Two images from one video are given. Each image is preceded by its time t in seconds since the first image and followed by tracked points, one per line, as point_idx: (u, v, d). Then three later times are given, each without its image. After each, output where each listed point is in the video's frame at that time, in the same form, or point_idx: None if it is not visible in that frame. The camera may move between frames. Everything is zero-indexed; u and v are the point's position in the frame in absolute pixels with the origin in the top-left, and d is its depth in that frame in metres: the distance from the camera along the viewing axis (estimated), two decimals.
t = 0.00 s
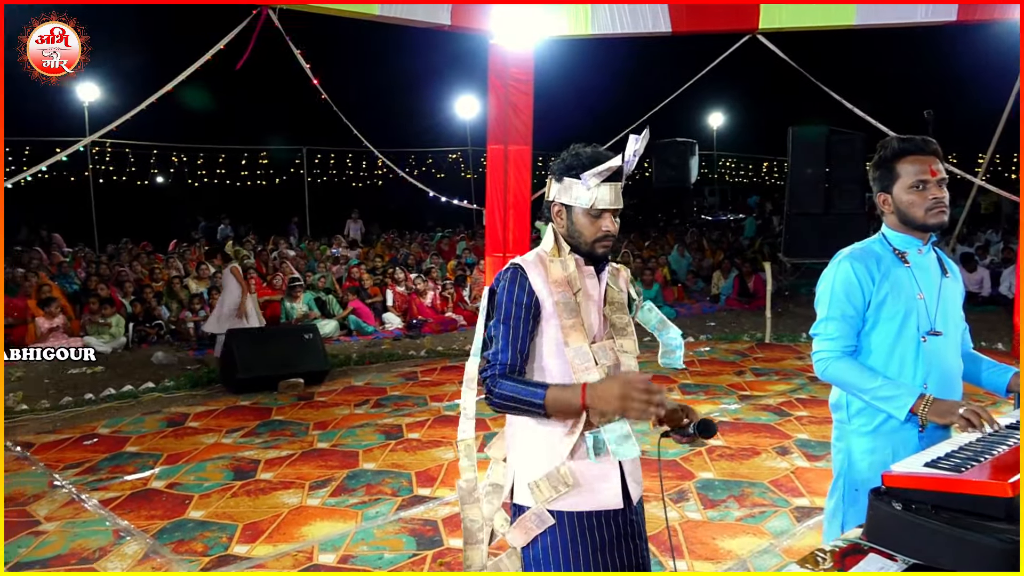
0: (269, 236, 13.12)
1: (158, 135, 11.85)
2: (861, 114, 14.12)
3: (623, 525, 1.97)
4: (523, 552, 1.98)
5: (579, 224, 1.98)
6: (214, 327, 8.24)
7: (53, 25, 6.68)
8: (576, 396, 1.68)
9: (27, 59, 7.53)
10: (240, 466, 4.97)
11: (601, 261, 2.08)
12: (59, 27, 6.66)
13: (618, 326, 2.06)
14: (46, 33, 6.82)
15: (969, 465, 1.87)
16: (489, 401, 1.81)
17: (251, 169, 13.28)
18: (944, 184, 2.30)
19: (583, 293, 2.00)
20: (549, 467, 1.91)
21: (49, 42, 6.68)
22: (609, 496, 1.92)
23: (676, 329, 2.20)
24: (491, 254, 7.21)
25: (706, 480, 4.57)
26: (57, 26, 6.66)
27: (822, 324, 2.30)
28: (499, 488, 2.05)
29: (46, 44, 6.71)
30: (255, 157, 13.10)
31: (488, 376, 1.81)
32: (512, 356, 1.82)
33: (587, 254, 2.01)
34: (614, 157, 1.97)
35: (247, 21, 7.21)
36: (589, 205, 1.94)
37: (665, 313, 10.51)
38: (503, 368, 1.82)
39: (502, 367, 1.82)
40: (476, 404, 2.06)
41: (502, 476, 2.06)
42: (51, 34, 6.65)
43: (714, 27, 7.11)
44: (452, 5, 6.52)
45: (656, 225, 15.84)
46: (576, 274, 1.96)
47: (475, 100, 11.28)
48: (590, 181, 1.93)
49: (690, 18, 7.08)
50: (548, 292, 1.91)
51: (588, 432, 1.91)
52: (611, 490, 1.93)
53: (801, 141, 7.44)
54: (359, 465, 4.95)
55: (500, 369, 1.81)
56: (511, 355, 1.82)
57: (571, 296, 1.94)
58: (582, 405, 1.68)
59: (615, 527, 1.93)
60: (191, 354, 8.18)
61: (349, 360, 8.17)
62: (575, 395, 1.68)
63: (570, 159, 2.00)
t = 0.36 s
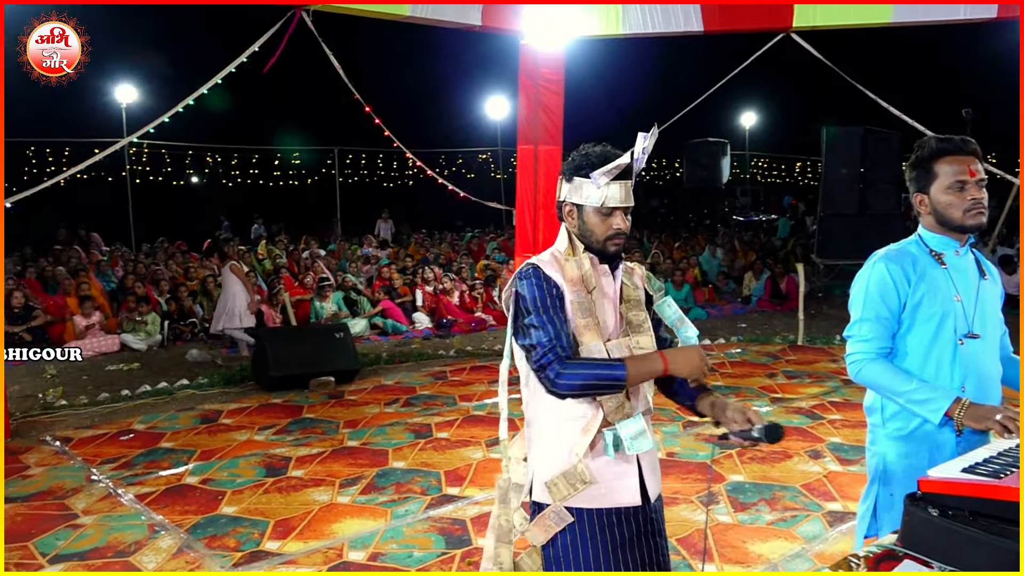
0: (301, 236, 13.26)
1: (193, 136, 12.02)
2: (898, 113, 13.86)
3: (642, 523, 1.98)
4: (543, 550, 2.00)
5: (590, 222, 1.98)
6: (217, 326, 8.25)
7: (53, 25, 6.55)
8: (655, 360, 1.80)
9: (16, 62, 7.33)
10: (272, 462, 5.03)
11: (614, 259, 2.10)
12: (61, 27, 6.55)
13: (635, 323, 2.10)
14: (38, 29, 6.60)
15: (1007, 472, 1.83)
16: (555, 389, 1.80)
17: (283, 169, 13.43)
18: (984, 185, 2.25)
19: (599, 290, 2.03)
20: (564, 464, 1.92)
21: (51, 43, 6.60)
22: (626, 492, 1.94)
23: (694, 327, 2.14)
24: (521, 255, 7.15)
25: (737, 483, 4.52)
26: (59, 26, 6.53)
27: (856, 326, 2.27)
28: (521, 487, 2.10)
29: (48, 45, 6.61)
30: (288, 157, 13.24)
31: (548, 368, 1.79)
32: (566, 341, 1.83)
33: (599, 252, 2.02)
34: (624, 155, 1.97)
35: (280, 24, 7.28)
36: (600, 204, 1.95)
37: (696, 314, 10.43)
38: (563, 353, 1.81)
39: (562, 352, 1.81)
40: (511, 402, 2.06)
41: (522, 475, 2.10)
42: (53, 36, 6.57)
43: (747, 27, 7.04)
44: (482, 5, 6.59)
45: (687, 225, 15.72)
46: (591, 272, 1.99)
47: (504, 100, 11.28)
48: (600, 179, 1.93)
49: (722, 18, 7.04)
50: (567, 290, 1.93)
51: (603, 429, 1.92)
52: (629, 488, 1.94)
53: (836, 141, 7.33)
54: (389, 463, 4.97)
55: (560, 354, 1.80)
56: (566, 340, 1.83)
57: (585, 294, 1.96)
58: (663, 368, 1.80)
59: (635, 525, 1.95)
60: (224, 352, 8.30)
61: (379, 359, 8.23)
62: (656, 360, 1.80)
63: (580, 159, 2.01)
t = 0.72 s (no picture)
0: (326, 235, 13.34)
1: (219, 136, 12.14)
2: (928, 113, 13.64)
3: (656, 521, 2.01)
4: (559, 546, 2.05)
5: (602, 222, 2.01)
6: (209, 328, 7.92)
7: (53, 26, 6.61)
8: (679, 346, 1.90)
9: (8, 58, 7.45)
10: (297, 460, 5.07)
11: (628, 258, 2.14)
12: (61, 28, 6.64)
13: (650, 321, 2.11)
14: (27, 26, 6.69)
15: None
16: (593, 382, 1.81)
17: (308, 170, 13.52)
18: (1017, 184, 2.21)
19: (612, 289, 2.06)
20: (578, 461, 1.98)
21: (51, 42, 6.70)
22: (638, 490, 1.97)
23: (723, 297, 2.16)
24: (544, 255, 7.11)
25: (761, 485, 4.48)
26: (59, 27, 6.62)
27: (884, 328, 2.24)
28: (539, 486, 2.16)
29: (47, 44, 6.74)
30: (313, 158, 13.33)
31: (585, 362, 1.81)
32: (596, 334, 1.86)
33: (612, 251, 2.05)
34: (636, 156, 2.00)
35: (306, 26, 7.32)
36: (612, 203, 1.98)
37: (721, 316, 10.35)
38: (596, 346, 1.84)
39: (595, 345, 1.83)
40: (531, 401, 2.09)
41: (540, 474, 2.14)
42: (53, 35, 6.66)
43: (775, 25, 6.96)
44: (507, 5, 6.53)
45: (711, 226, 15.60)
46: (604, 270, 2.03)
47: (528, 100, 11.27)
48: (612, 179, 1.96)
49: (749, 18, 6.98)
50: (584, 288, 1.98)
51: (614, 428, 1.95)
52: (642, 486, 1.98)
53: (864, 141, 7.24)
54: (412, 462, 5.00)
55: (593, 347, 1.83)
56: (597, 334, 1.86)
57: (601, 292, 2.01)
58: (686, 352, 1.90)
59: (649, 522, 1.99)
60: (250, 350, 8.38)
61: (402, 359, 8.26)
62: (680, 346, 1.89)
63: (593, 159, 2.04)
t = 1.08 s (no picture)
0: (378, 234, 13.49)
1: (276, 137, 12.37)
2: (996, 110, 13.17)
3: (704, 523, 1.99)
4: (605, 546, 2.04)
5: (649, 222, 2.00)
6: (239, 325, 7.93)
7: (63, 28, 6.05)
8: (722, 344, 1.88)
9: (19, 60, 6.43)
10: (349, 456, 5.14)
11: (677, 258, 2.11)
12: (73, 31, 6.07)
13: (697, 322, 2.08)
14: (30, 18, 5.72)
15: None
16: (637, 382, 1.79)
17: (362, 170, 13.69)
18: None
19: (660, 288, 2.04)
20: (623, 460, 1.98)
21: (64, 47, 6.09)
22: (684, 490, 1.96)
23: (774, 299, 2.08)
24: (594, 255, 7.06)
25: (816, 492, 4.39)
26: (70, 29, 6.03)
27: (944, 332, 2.18)
28: (587, 487, 2.14)
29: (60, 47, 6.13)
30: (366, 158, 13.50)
31: (629, 362, 1.79)
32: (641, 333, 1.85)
33: (659, 252, 2.04)
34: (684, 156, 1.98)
35: (361, 27, 7.40)
36: (659, 204, 1.97)
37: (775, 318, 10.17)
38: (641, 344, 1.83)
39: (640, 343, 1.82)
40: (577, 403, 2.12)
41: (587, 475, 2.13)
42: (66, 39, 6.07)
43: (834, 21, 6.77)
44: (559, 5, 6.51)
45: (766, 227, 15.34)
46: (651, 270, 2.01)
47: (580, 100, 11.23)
48: (660, 180, 1.95)
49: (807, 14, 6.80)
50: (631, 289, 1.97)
51: (658, 427, 1.97)
52: (688, 487, 1.96)
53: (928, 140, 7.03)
54: (462, 460, 5.02)
55: (638, 344, 1.82)
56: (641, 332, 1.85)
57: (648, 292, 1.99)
58: (729, 349, 1.88)
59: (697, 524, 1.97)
60: (305, 347, 8.52)
61: (453, 357, 8.32)
62: (722, 343, 1.88)
63: (641, 159, 2.03)
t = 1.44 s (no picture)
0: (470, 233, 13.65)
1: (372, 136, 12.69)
2: None
3: (799, 532, 1.95)
4: (697, 552, 1.99)
5: (744, 223, 1.95)
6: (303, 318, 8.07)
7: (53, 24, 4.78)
8: (824, 348, 1.83)
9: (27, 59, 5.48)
10: (439, 450, 5.23)
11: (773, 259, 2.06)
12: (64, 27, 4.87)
13: (792, 325, 2.04)
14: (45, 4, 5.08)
15: None
16: (732, 385, 1.75)
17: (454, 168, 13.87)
18: None
19: (757, 290, 1.99)
20: (716, 464, 1.93)
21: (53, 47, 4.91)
22: (779, 498, 1.91)
23: (874, 301, 1.94)
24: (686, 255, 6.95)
25: (922, 505, 4.19)
26: (60, 25, 4.85)
27: None
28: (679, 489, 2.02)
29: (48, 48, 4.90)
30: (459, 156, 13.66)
31: (723, 366, 1.76)
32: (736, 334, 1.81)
33: (754, 252, 1.99)
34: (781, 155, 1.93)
35: (455, 28, 7.49)
36: (755, 204, 1.92)
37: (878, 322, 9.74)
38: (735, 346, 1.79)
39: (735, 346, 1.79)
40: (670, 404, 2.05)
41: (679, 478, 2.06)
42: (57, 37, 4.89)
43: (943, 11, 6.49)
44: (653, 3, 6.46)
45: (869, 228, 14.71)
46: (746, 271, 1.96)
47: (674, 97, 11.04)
48: (755, 180, 1.91)
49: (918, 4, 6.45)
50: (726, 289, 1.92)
51: (754, 432, 1.92)
52: (785, 494, 1.91)
53: None
54: (551, 458, 5.03)
55: (733, 348, 1.78)
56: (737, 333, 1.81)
57: (743, 293, 1.94)
58: (829, 354, 1.83)
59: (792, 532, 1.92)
60: (398, 342, 8.71)
61: (542, 356, 8.34)
62: (823, 347, 1.83)
63: (735, 158, 1.98)
